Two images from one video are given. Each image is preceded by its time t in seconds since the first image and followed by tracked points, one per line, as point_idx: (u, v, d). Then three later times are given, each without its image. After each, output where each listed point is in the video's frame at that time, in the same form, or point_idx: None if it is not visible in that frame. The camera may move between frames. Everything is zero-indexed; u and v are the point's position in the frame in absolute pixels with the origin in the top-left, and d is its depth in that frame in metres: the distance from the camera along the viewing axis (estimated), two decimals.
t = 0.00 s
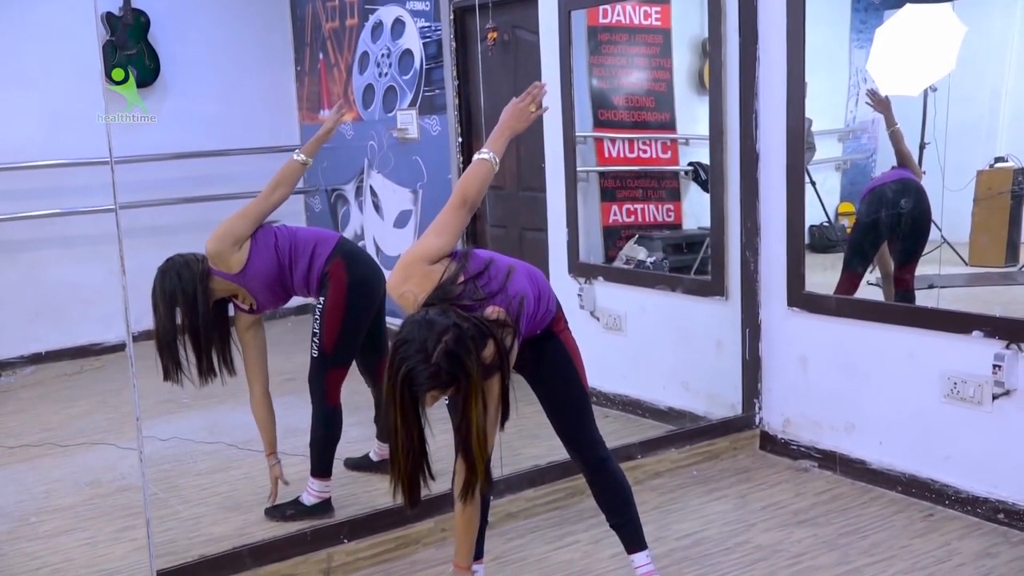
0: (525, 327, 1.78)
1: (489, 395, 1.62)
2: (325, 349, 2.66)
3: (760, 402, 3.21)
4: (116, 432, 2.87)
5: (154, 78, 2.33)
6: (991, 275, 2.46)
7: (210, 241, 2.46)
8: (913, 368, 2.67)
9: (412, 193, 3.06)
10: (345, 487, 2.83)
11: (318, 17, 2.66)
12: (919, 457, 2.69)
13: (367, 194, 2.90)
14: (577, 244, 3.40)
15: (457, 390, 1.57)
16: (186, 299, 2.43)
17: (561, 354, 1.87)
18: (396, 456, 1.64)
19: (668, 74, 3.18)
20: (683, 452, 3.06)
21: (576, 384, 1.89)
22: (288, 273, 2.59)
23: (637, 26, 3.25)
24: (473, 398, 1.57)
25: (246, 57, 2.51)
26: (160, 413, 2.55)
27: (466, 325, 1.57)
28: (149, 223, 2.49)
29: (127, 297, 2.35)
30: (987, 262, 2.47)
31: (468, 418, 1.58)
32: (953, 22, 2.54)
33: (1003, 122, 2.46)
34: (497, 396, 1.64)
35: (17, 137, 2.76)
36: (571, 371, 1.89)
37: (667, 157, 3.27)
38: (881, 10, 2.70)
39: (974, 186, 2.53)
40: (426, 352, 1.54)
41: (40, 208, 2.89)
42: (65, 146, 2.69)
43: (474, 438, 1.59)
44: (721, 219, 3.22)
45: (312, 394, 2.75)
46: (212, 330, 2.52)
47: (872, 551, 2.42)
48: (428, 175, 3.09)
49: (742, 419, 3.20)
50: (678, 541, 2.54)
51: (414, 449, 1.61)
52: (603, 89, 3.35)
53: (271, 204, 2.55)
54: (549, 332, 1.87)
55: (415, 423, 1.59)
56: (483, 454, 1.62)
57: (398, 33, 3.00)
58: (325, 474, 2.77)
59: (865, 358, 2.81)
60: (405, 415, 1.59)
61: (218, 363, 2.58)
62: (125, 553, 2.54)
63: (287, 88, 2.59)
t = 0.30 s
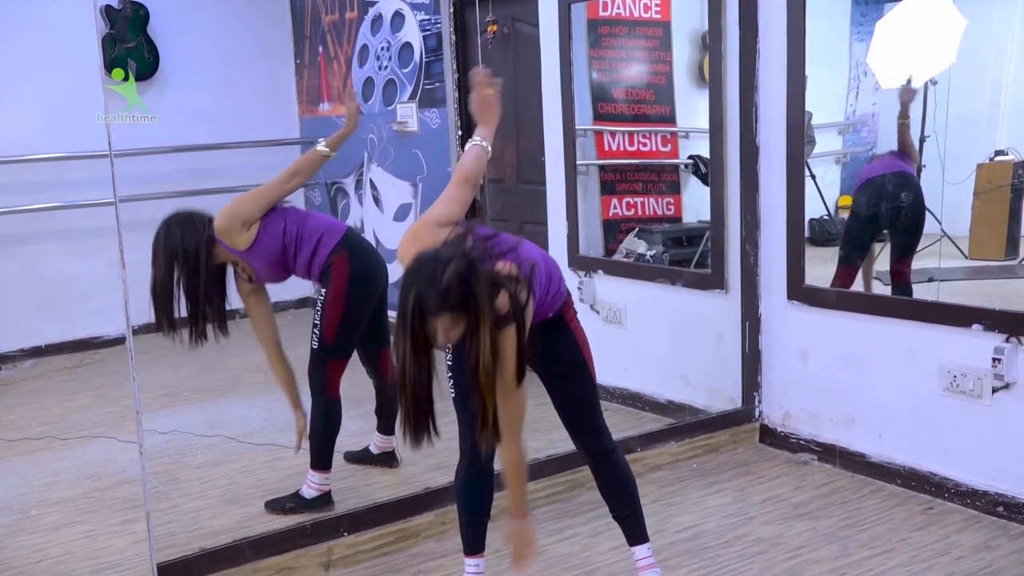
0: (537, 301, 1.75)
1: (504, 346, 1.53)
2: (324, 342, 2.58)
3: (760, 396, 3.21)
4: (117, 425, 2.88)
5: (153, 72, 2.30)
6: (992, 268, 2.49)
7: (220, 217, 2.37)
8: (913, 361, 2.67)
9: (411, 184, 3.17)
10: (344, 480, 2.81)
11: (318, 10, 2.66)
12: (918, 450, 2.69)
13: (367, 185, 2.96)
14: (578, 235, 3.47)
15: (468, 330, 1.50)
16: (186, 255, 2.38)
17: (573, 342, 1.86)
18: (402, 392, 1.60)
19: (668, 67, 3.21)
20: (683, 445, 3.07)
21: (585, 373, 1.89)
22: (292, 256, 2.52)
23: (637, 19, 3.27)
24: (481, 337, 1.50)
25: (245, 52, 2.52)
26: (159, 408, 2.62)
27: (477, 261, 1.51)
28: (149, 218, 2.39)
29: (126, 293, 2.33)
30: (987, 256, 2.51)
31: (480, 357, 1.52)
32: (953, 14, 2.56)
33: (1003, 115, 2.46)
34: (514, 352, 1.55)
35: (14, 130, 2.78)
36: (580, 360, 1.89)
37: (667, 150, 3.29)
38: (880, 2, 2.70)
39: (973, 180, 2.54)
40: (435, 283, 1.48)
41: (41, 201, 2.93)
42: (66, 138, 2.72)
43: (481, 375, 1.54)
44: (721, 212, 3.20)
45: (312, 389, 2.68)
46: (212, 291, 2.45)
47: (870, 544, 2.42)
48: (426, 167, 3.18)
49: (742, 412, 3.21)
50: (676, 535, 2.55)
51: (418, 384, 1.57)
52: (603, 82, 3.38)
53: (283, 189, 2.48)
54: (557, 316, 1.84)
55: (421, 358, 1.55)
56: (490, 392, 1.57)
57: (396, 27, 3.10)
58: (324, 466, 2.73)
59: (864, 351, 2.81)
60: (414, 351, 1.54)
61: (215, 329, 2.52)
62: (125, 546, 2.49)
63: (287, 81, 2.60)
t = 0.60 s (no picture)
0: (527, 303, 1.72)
1: (525, 230, 1.56)
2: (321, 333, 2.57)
3: (758, 390, 3.22)
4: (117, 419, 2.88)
5: (152, 66, 2.28)
6: (991, 262, 2.48)
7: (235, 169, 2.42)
8: (912, 353, 2.67)
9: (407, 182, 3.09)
10: (344, 473, 2.80)
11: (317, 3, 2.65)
12: (918, 444, 2.69)
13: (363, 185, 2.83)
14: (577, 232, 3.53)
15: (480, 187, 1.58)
16: (202, 177, 2.40)
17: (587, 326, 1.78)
18: (418, 248, 1.67)
19: (668, 60, 3.21)
20: (683, 439, 3.07)
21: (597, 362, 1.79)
22: (298, 231, 2.61)
23: (637, 13, 3.25)
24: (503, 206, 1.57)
25: (242, 48, 2.55)
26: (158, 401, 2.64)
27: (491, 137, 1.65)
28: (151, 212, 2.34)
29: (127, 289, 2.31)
30: (987, 250, 2.50)
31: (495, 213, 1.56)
32: (953, 7, 2.56)
33: (1002, 110, 2.46)
34: (535, 246, 1.56)
35: (15, 125, 2.91)
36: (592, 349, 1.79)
37: (667, 145, 3.29)
38: None
39: (974, 175, 2.53)
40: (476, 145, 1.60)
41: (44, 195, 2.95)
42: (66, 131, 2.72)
43: (495, 241, 1.55)
44: (721, 207, 3.20)
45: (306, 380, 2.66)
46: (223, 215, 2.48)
47: (870, 538, 2.42)
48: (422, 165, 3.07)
49: (741, 407, 3.21)
50: (676, 529, 2.55)
51: (431, 235, 1.62)
52: (603, 76, 3.40)
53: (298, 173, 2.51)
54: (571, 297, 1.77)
55: (440, 212, 1.61)
56: (508, 268, 1.58)
57: (396, 20, 3.00)
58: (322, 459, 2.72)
59: (864, 344, 2.81)
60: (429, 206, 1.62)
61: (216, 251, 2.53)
62: (125, 540, 2.46)
63: (286, 75, 2.63)
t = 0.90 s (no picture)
0: (550, 261, 1.73)
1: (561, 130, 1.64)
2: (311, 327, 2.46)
3: (758, 385, 3.22)
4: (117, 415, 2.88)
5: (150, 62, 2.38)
6: (991, 259, 2.46)
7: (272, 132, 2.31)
8: (912, 349, 2.67)
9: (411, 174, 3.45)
10: (344, 469, 2.80)
11: None
12: (918, 440, 2.69)
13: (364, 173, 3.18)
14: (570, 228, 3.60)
15: (515, 79, 1.65)
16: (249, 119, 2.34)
17: (589, 317, 1.75)
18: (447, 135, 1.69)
19: (668, 56, 3.27)
20: (682, 435, 3.07)
21: (608, 358, 1.77)
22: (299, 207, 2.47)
23: (636, 8, 3.32)
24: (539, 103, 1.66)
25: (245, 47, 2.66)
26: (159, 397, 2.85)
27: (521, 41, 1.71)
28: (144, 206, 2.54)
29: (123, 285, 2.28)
30: (987, 246, 2.47)
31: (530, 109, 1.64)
32: (954, 4, 2.51)
33: (1002, 107, 2.41)
34: (574, 146, 1.63)
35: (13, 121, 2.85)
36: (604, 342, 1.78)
37: (667, 140, 3.35)
38: None
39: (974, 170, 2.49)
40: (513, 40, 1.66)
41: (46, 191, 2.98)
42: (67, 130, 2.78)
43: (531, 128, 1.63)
44: (721, 203, 3.21)
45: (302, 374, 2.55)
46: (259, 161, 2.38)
47: (870, 533, 2.42)
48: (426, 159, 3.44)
49: (741, 402, 3.21)
50: (676, 524, 2.55)
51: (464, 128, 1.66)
52: (603, 72, 3.47)
53: (307, 171, 2.34)
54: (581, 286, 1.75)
55: (474, 101, 1.65)
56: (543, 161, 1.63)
57: (396, 16, 3.35)
58: (321, 453, 2.62)
59: (863, 340, 2.81)
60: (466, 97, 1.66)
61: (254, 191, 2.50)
62: (124, 535, 2.46)
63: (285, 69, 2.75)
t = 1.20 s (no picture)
0: (577, 248, 1.73)
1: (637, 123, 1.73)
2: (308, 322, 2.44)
3: (758, 383, 3.22)
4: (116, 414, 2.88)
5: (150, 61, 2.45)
6: (992, 257, 2.45)
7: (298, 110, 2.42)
8: (912, 348, 2.67)
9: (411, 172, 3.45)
10: (344, 467, 2.80)
11: None
12: (918, 438, 2.69)
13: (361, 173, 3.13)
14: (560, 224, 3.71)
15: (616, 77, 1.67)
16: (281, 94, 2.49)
17: (602, 320, 1.79)
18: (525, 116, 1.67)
19: (668, 53, 3.23)
20: (682, 433, 3.07)
21: (619, 356, 1.81)
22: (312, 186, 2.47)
23: (636, 6, 3.28)
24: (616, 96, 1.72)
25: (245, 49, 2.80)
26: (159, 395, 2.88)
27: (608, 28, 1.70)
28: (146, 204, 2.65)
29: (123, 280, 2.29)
30: (986, 244, 2.46)
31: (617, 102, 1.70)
32: (954, 3, 2.49)
33: (1002, 105, 2.40)
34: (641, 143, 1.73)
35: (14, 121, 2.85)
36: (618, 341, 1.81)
37: (665, 139, 3.26)
38: None
39: (974, 168, 2.48)
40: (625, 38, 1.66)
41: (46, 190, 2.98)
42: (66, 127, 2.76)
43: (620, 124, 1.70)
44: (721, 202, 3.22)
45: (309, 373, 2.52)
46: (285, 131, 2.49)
47: (870, 532, 2.42)
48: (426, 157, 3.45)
49: (741, 401, 3.21)
50: (676, 523, 2.55)
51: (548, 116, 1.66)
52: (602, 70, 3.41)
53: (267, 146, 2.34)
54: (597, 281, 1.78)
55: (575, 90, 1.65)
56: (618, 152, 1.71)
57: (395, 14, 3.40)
58: (323, 452, 2.56)
59: (864, 338, 2.81)
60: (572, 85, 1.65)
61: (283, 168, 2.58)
62: (124, 534, 2.45)
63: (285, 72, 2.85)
